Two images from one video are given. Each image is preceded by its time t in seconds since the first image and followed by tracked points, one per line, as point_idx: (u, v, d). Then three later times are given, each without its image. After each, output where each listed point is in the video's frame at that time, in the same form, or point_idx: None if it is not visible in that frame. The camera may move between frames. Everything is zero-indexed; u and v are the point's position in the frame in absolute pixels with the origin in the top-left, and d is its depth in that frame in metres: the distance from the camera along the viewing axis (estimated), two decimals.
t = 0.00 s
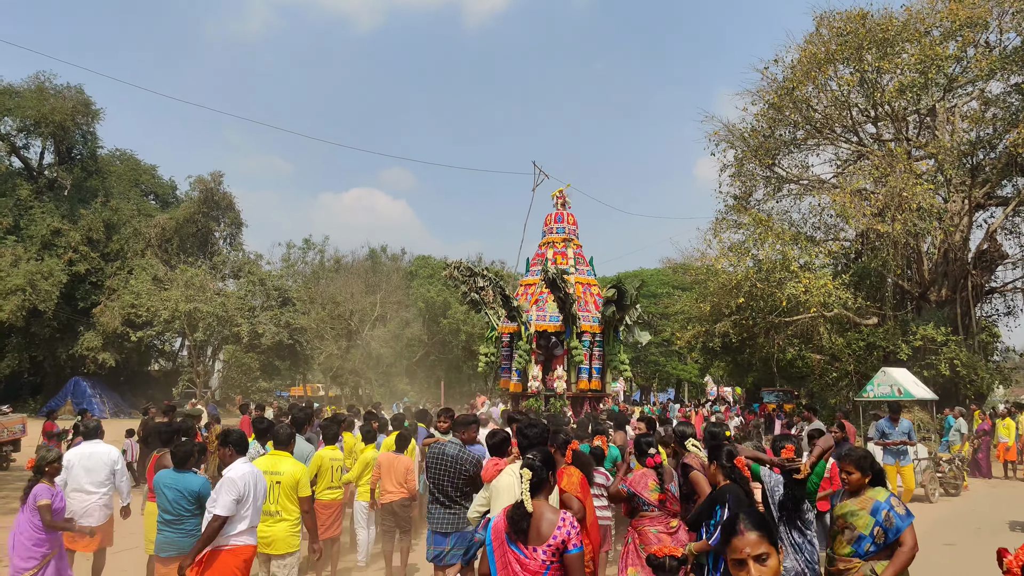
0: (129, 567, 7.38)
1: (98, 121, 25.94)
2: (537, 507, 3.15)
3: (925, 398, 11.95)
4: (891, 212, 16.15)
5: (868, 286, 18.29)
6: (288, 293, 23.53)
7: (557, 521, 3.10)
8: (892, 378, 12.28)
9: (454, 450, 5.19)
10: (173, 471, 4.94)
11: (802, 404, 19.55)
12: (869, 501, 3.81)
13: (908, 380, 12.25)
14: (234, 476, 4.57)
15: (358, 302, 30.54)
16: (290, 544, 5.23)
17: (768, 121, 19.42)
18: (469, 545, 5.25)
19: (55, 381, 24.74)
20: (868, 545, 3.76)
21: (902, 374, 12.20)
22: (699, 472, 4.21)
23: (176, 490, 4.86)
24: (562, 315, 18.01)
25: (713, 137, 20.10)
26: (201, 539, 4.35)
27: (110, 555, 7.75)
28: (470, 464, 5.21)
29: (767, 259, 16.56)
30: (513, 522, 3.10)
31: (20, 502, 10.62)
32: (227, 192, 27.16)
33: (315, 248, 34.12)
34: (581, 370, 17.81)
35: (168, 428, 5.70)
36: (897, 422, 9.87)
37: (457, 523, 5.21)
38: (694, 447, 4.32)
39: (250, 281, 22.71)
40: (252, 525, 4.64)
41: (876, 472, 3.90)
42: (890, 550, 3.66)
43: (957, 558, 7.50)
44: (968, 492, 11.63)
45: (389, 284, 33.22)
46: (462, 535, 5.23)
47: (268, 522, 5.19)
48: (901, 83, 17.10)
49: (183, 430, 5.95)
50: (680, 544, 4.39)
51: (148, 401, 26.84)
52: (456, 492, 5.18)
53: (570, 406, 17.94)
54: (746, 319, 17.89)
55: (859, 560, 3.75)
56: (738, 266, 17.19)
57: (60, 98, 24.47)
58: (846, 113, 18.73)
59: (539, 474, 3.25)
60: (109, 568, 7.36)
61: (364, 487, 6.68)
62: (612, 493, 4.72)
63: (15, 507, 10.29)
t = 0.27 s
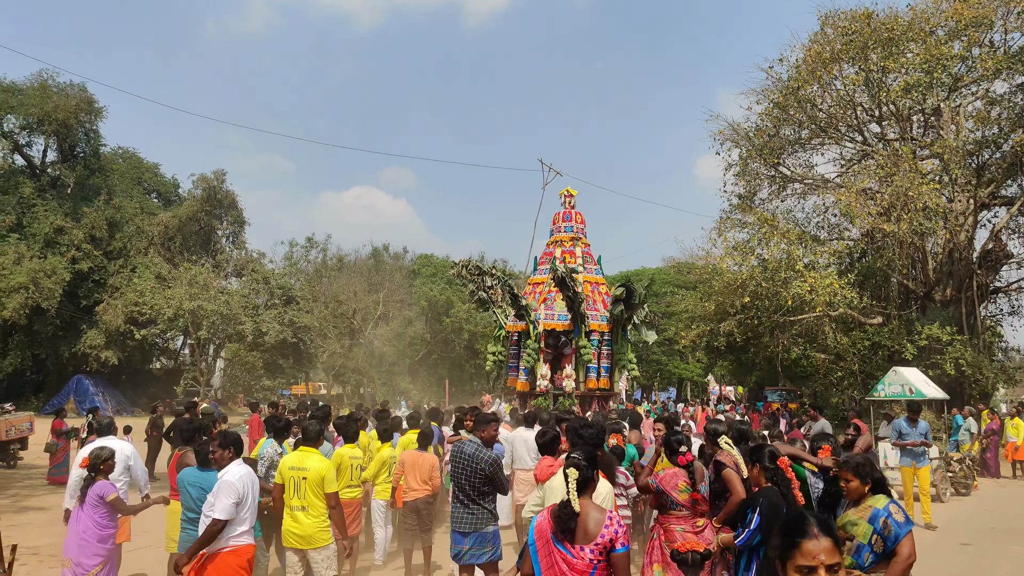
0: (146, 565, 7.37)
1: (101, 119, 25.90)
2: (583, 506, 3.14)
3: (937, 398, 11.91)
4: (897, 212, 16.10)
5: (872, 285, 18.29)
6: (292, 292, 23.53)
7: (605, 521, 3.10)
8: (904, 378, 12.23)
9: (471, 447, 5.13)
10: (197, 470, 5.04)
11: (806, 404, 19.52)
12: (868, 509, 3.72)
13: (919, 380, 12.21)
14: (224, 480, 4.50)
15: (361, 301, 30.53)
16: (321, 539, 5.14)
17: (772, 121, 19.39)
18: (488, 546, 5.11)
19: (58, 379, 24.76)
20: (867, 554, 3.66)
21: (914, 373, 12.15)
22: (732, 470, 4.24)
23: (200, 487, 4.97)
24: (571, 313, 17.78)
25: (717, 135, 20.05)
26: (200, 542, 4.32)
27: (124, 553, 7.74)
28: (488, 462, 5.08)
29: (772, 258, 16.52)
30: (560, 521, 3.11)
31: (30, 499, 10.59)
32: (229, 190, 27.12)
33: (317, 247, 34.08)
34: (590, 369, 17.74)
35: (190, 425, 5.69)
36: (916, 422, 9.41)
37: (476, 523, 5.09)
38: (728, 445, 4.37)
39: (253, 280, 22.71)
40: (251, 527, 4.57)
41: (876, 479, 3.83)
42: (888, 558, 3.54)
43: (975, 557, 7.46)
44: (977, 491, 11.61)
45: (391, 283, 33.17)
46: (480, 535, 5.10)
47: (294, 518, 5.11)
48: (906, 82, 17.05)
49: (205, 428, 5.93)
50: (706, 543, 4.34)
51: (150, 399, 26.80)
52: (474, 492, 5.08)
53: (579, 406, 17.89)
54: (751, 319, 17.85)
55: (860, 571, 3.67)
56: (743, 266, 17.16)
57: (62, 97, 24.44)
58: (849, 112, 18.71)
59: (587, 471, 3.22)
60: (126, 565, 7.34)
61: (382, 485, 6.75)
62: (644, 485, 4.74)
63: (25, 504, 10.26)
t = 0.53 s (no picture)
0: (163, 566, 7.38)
1: (103, 120, 25.91)
2: (631, 505, 3.16)
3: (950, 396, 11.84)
4: (903, 210, 16.05)
5: (878, 283, 18.26)
6: (296, 292, 23.50)
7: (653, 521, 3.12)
8: (916, 376, 12.20)
9: (494, 445, 5.09)
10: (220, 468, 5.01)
11: (812, 403, 19.47)
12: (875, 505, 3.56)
13: (932, 378, 12.16)
14: (218, 485, 4.48)
15: (364, 301, 30.49)
16: (354, 538, 5.09)
17: (776, 119, 19.34)
18: (513, 546, 5.07)
19: (62, 380, 24.77)
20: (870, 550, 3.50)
21: (926, 372, 12.11)
22: (764, 467, 4.37)
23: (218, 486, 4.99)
24: (580, 313, 17.84)
25: (721, 134, 20.01)
26: (216, 543, 4.30)
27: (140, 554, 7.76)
28: (509, 460, 5.02)
29: (777, 256, 16.48)
30: (608, 520, 3.13)
31: (42, 500, 10.61)
32: (232, 191, 27.10)
33: (320, 247, 34.05)
34: (598, 368, 17.66)
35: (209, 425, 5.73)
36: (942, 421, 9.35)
37: (499, 523, 5.06)
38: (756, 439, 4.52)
39: (257, 280, 22.66)
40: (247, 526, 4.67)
41: (873, 470, 3.70)
42: (894, 556, 3.40)
43: (993, 556, 7.44)
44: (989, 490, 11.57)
45: (394, 283, 33.13)
46: (505, 534, 5.06)
47: (329, 517, 5.07)
48: (912, 80, 17.00)
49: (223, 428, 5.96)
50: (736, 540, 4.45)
51: (154, 400, 26.78)
52: (497, 492, 5.06)
53: (587, 405, 17.84)
54: (757, 317, 17.81)
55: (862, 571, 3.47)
56: (749, 264, 17.11)
57: (65, 98, 24.46)
58: (853, 110, 18.67)
59: (633, 470, 3.27)
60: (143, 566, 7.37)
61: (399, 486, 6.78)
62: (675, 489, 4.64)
63: (38, 506, 10.28)
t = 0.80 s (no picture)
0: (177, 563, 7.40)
1: (109, 118, 25.92)
2: (676, 505, 3.22)
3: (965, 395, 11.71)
4: (912, 208, 15.95)
5: (885, 281, 18.18)
6: (301, 291, 23.48)
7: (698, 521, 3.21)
8: (930, 374, 12.13)
9: (523, 444, 5.07)
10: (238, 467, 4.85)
11: (819, 402, 19.40)
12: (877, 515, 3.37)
13: (947, 377, 12.06)
14: (216, 484, 4.43)
15: (368, 299, 30.46)
16: (385, 535, 5.07)
17: (784, 117, 19.24)
18: (540, 545, 5.03)
19: (68, 378, 24.82)
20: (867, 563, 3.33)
21: (941, 370, 12.03)
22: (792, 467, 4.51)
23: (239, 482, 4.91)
24: (589, 310, 17.89)
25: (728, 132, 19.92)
26: (241, 541, 4.39)
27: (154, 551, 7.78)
28: (540, 456, 5.00)
29: (784, 255, 16.40)
30: (655, 521, 3.17)
31: (54, 498, 10.64)
32: (236, 188, 27.08)
33: (325, 245, 34.01)
34: (608, 366, 17.57)
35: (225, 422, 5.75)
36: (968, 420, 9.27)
37: (528, 522, 5.01)
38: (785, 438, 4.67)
39: (261, 278, 22.61)
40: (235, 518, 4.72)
41: (875, 477, 3.42)
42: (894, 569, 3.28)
43: (1011, 556, 7.39)
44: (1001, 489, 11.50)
45: (398, 281, 33.09)
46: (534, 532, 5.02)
47: (361, 514, 5.04)
48: (921, 77, 16.87)
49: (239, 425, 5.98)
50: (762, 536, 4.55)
51: (159, 398, 26.80)
52: (527, 490, 5.02)
53: (597, 404, 17.78)
54: (763, 315, 17.72)
55: None
56: (755, 262, 17.03)
57: (71, 96, 24.49)
58: (860, 108, 18.56)
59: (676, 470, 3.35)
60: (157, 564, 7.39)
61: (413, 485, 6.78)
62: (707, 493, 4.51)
63: (50, 503, 10.32)
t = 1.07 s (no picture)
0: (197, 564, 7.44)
1: (119, 120, 26.04)
2: (732, 509, 3.25)
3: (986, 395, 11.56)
4: (925, 206, 15.80)
5: (898, 280, 18.03)
6: (310, 291, 23.51)
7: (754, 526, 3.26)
8: (950, 374, 12.00)
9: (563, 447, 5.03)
10: (255, 469, 4.91)
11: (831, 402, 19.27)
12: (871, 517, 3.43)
13: (968, 376, 11.92)
14: (200, 491, 4.46)
15: (377, 299, 30.46)
16: (421, 537, 5.03)
17: (794, 115, 19.11)
18: (580, 546, 5.04)
19: (78, 378, 24.96)
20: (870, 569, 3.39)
21: (961, 370, 11.89)
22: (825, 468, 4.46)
23: (258, 487, 4.83)
24: (602, 310, 17.76)
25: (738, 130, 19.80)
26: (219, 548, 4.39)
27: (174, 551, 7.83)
28: (582, 458, 4.99)
29: (796, 253, 16.27)
30: (712, 524, 3.19)
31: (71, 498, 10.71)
32: (244, 189, 27.13)
33: (333, 245, 34.03)
34: (621, 366, 17.47)
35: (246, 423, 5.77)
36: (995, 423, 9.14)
37: (568, 522, 5.01)
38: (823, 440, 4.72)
39: (271, 279, 22.62)
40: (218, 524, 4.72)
41: (872, 480, 3.44)
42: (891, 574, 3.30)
43: None
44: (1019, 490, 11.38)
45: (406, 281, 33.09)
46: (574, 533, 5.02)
47: (396, 517, 4.98)
48: (934, 74, 16.69)
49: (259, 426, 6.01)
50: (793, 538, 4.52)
51: (168, 398, 26.91)
52: (567, 492, 4.99)
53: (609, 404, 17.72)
54: (774, 315, 17.60)
55: None
56: (766, 261, 16.92)
57: (81, 98, 24.63)
58: (871, 106, 18.41)
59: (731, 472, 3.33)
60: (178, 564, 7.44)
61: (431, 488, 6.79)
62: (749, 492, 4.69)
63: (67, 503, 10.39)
